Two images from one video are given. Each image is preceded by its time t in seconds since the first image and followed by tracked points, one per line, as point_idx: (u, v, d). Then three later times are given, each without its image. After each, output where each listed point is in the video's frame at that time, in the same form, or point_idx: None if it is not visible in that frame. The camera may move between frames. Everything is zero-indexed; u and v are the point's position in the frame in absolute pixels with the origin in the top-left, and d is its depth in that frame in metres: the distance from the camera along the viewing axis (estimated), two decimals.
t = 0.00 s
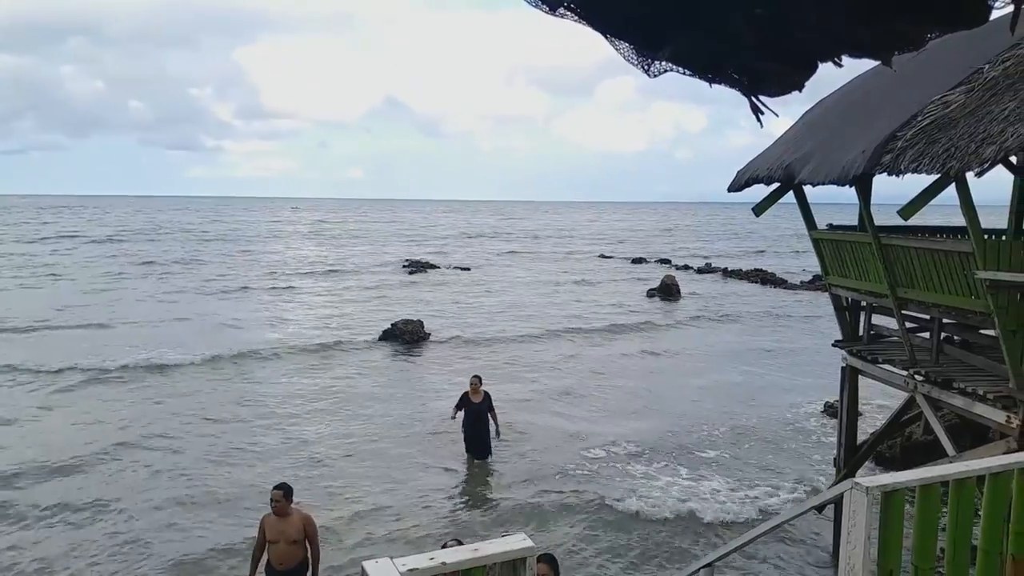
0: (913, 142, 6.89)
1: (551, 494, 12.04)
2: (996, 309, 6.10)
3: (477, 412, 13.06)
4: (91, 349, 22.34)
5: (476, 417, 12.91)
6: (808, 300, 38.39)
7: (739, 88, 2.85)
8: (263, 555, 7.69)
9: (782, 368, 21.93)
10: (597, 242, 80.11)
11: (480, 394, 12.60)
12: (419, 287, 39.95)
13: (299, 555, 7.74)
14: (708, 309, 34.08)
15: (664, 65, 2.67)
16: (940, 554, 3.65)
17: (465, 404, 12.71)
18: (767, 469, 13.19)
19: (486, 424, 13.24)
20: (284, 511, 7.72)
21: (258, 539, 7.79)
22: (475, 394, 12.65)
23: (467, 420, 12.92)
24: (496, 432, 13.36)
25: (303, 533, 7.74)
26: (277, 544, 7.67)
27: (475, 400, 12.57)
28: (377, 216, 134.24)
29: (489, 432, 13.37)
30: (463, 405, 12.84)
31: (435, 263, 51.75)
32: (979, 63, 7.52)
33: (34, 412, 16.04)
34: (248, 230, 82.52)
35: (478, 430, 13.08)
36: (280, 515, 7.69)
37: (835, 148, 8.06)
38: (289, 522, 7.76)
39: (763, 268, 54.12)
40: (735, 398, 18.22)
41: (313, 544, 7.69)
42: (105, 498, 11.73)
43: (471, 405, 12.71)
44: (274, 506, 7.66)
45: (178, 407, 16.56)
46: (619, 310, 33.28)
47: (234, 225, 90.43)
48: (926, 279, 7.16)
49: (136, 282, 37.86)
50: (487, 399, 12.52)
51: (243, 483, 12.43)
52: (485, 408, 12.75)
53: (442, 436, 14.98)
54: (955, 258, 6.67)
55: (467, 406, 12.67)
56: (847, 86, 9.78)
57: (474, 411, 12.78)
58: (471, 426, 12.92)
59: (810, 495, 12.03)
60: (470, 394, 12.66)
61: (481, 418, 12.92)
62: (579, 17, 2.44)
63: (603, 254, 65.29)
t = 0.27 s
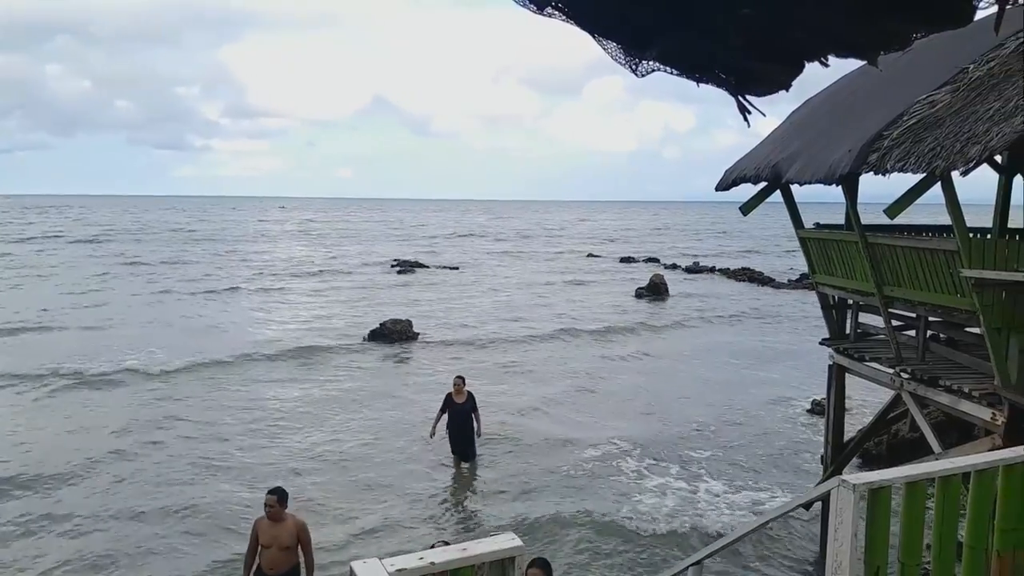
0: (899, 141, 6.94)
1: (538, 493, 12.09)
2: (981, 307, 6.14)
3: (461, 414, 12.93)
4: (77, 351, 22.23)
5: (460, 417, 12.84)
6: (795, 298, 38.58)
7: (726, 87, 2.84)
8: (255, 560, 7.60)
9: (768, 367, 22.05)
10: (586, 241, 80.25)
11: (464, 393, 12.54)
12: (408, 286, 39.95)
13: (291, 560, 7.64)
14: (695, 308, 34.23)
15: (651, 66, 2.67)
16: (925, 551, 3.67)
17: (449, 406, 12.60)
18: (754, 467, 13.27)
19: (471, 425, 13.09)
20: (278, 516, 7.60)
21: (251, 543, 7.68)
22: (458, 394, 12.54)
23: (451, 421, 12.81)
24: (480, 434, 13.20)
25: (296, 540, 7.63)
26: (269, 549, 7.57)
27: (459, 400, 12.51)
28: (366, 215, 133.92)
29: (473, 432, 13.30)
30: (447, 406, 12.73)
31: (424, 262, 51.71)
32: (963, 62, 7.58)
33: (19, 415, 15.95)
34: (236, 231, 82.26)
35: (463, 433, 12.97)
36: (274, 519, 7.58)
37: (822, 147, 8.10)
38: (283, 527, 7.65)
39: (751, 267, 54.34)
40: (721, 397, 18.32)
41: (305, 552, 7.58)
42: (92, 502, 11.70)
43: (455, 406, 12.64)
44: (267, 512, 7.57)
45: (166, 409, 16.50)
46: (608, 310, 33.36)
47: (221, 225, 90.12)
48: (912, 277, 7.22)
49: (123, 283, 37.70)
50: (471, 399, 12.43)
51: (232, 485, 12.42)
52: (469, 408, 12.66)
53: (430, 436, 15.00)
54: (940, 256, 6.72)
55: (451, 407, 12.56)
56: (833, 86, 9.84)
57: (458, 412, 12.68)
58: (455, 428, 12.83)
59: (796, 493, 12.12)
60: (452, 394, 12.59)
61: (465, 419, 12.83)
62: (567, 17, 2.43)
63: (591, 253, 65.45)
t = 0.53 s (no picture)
0: (880, 142, 6.99)
1: (523, 493, 12.12)
2: (962, 305, 6.19)
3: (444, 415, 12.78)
4: (58, 353, 22.06)
5: (443, 419, 12.71)
6: (777, 297, 38.82)
7: (708, 87, 2.85)
8: (239, 562, 7.56)
9: (750, 365, 22.19)
10: (571, 240, 80.43)
11: (447, 394, 12.39)
12: (392, 285, 39.87)
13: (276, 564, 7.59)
14: (679, 307, 34.38)
15: (635, 64, 2.66)
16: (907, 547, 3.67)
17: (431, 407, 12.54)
18: (736, 465, 13.36)
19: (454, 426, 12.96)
20: (263, 519, 7.56)
21: (236, 545, 7.69)
22: (440, 395, 12.49)
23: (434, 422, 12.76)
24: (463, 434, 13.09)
25: (280, 544, 7.59)
26: (253, 553, 7.53)
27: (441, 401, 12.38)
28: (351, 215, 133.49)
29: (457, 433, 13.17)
30: (429, 407, 12.68)
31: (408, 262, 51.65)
32: (943, 63, 7.64)
33: None
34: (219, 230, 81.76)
35: (446, 433, 12.85)
36: (258, 522, 7.55)
37: (804, 147, 8.16)
38: (267, 530, 7.61)
39: (735, 266, 54.63)
40: (705, 395, 18.43)
41: (289, 556, 7.54)
42: (73, 505, 11.63)
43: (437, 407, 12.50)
44: (251, 514, 7.51)
45: (149, 412, 16.39)
46: (593, 309, 33.45)
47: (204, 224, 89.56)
48: (893, 276, 7.28)
49: (104, 283, 37.39)
50: (454, 399, 12.39)
51: (215, 487, 12.38)
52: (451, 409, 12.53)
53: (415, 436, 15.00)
54: (921, 255, 6.77)
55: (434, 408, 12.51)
56: (816, 85, 9.91)
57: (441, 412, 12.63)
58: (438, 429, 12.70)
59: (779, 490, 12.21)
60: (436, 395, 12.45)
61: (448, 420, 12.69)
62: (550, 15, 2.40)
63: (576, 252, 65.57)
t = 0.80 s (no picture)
0: (855, 143, 7.07)
1: (502, 493, 12.14)
2: (935, 304, 6.28)
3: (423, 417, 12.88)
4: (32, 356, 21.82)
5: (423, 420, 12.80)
6: (755, 297, 39.14)
7: (687, 87, 2.78)
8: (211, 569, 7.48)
9: (728, 364, 22.37)
10: (550, 240, 80.64)
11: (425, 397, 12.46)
12: (372, 286, 39.79)
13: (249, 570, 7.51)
14: (657, 307, 34.58)
15: (614, 65, 2.60)
16: (882, 543, 3.70)
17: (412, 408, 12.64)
18: (714, 464, 13.46)
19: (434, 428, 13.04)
20: (235, 523, 7.51)
21: (210, 552, 7.61)
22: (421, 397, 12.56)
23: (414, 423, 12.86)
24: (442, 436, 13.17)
25: (254, 549, 7.53)
26: (226, 559, 7.48)
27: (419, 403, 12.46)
28: (330, 214, 133.07)
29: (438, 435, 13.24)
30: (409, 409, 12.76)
31: (388, 262, 51.54)
32: (916, 66, 7.75)
33: None
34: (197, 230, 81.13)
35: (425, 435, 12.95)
36: (231, 528, 7.49)
37: (780, 148, 8.24)
38: (241, 536, 7.55)
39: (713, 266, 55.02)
40: (682, 394, 18.56)
41: (263, 563, 7.45)
42: (48, 510, 11.53)
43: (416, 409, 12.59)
44: (223, 519, 7.45)
45: (125, 415, 16.26)
46: (572, 308, 33.58)
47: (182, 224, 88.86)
48: (868, 275, 7.37)
49: (80, 285, 37.01)
50: (434, 401, 12.47)
51: (192, 491, 12.32)
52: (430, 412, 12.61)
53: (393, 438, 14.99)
54: (896, 254, 6.86)
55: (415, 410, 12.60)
56: (792, 87, 10.01)
57: (422, 414, 12.74)
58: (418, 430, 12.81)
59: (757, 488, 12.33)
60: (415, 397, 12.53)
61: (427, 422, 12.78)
62: (529, 16, 2.34)
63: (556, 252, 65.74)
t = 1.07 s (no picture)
0: (829, 146, 7.17)
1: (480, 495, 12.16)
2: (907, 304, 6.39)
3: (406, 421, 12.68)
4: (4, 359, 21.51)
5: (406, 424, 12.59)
6: (731, 297, 39.48)
7: (663, 90, 2.81)
8: None
9: (704, 365, 22.55)
10: (529, 241, 80.79)
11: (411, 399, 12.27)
12: (350, 287, 39.63)
13: None
14: (635, 308, 34.78)
15: (591, 68, 2.63)
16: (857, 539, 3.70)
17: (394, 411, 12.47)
18: (691, 463, 13.58)
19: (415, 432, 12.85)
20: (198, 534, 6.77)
21: (170, 565, 6.85)
22: (405, 400, 12.40)
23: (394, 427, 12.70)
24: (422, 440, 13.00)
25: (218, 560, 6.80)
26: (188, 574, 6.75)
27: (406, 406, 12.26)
28: (307, 215, 132.20)
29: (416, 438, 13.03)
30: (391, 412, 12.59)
31: (365, 263, 51.30)
32: (888, 70, 7.87)
33: None
34: (173, 231, 80.34)
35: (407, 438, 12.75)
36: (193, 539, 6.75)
37: (756, 151, 8.33)
38: (204, 548, 6.81)
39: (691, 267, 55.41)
40: (660, 395, 18.69)
41: None
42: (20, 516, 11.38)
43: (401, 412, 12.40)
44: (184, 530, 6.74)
45: (99, 420, 16.09)
46: (550, 309, 33.67)
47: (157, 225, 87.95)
48: (841, 276, 7.50)
49: (52, 287, 36.54)
50: (418, 405, 12.30)
51: (168, 496, 12.23)
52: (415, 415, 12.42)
53: (372, 440, 14.96)
54: (869, 256, 6.98)
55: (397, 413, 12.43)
56: (767, 90, 10.12)
57: (403, 418, 12.55)
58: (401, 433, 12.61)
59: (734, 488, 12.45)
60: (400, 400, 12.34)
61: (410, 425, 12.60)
62: (507, 17, 2.38)
63: (535, 253, 65.88)
